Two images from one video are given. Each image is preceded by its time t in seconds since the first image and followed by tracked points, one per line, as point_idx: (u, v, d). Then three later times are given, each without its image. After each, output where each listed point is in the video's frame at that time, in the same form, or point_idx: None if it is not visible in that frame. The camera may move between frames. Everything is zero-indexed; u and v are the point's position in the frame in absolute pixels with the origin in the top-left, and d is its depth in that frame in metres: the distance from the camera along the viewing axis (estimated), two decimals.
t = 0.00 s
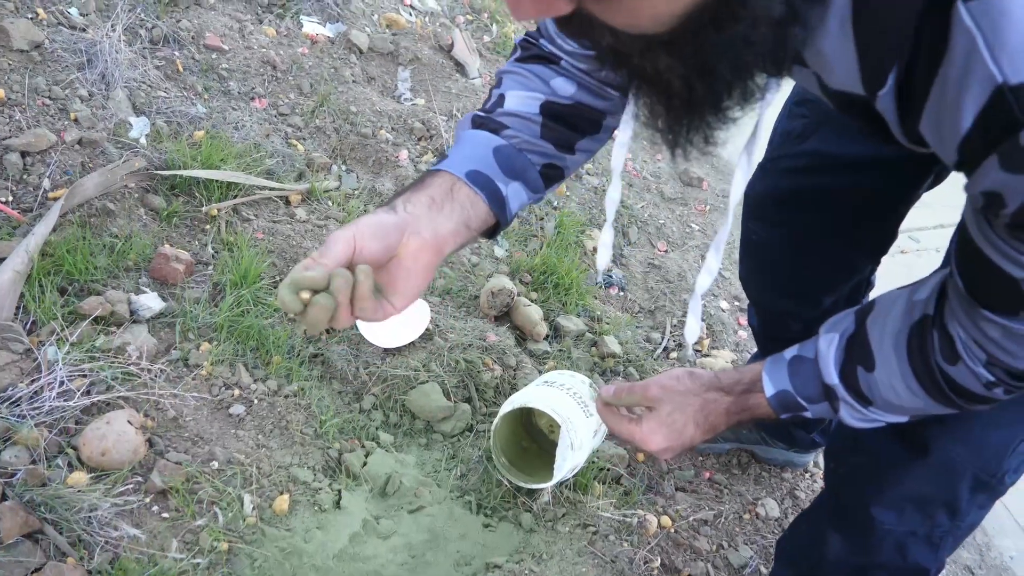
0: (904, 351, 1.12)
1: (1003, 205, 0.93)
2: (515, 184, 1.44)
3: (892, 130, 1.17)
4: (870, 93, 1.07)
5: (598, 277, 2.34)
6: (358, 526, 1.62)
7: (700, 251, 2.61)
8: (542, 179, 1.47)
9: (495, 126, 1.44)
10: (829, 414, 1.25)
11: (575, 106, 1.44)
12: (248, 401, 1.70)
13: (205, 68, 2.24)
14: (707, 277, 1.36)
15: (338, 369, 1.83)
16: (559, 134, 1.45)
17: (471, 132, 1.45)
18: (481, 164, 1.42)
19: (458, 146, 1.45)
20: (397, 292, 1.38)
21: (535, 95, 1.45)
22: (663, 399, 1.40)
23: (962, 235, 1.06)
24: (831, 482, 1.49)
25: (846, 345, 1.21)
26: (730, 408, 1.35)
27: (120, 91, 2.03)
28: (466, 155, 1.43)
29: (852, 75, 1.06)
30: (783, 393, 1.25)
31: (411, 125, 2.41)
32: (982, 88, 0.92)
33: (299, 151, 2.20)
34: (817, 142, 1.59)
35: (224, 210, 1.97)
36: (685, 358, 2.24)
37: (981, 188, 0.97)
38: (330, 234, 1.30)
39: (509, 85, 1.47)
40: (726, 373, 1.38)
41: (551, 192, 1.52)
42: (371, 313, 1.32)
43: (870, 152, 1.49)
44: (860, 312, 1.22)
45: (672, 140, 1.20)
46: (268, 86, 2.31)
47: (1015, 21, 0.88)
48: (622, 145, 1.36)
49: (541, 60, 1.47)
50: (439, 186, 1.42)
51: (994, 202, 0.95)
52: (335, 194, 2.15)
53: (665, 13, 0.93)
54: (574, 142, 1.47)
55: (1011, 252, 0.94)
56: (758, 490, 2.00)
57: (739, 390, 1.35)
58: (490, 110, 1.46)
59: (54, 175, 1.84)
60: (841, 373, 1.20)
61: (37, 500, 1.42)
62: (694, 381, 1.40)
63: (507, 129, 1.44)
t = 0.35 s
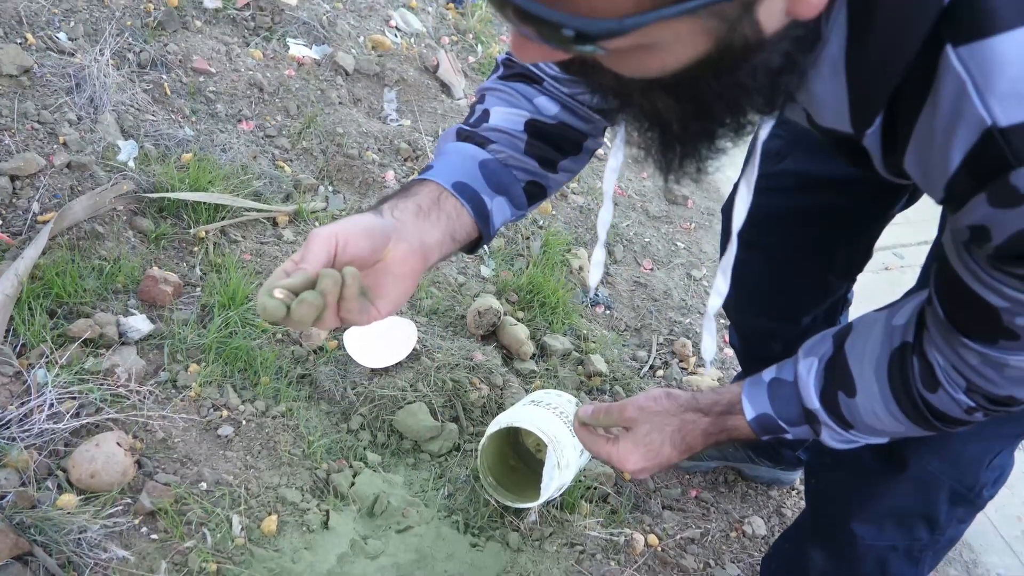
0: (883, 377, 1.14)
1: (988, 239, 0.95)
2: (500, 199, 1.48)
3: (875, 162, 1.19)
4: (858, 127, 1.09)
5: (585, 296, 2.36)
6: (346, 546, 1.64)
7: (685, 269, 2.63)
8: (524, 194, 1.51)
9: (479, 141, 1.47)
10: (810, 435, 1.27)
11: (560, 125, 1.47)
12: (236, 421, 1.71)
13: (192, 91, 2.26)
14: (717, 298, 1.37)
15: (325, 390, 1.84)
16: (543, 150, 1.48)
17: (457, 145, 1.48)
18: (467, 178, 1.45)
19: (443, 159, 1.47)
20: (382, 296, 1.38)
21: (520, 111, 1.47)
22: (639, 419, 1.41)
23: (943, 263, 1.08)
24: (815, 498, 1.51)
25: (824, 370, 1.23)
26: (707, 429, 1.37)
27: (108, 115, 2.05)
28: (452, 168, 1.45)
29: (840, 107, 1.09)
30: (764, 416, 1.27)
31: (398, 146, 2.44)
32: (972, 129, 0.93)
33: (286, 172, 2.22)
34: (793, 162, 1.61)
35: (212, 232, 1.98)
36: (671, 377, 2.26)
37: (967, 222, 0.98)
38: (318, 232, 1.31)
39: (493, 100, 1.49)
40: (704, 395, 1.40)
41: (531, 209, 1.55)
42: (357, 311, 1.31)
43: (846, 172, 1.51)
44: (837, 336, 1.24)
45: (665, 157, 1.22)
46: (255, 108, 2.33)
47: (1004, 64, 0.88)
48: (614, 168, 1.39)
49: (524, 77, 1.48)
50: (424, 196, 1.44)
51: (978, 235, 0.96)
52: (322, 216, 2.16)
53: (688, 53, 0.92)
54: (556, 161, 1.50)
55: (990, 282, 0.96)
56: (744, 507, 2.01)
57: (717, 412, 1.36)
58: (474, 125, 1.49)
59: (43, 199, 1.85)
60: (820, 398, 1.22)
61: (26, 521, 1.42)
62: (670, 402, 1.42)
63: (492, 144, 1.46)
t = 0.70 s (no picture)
0: (891, 393, 1.14)
1: (999, 252, 0.94)
2: (500, 212, 1.47)
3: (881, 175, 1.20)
4: (867, 142, 1.10)
5: (580, 304, 2.37)
6: (343, 553, 1.64)
7: (680, 278, 2.64)
8: (525, 208, 1.50)
9: (481, 152, 1.47)
10: (815, 450, 1.28)
11: (559, 137, 1.47)
12: (232, 429, 1.71)
13: (188, 100, 2.27)
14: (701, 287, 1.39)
15: (321, 399, 1.84)
16: (544, 164, 1.48)
17: (459, 155, 1.48)
18: (468, 188, 1.45)
19: (445, 169, 1.47)
20: (375, 307, 1.39)
21: (521, 123, 1.47)
22: (642, 432, 1.42)
23: (948, 278, 1.09)
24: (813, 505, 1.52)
25: (829, 386, 1.23)
26: (710, 443, 1.38)
27: (105, 123, 2.05)
28: (455, 179, 1.46)
29: (850, 123, 1.09)
30: (769, 432, 1.28)
31: (393, 155, 2.45)
32: (987, 145, 0.93)
33: (282, 181, 2.23)
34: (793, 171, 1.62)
35: (208, 241, 1.98)
36: (667, 386, 2.27)
37: (978, 238, 0.98)
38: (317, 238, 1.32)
39: (496, 111, 1.49)
40: (706, 409, 1.41)
41: (531, 223, 1.55)
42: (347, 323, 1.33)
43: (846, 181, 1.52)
44: (841, 351, 1.25)
45: (661, 171, 1.23)
46: (251, 117, 2.33)
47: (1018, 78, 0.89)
48: (615, 173, 1.41)
49: (525, 90, 1.49)
50: (426, 204, 1.44)
51: (989, 249, 0.96)
52: (318, 225, 2.17)
53: (696, 72, 0.94)
54: (557, 175, 1.50)
55: (1000, 297, 0.96)
56: (740, 517, 2.02)
57: (721, 427, 1.37)
58: (477, 135, 1.49)
59: (40, 207, 1.86)
60: (825, 414, 1.22)
61: (23, 528, 1.42)
62: (672, 416, 1.43)
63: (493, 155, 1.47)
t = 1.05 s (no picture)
0: (891, 403, 1.14)
1: (1000, 266, 0.95)
2: (506, 236, 1.51)
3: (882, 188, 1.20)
4: (871, 159, 1.10)
5: (577, 306, 2.37)
6: (339, 556, 1.64)
7: (678, 281, 2.64)
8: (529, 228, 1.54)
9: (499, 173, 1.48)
10: (815, 457, 1.28)
11: (573, 161, 1.48)
12: (229, 432, 1.71)
13: (186, 102, 2.27)
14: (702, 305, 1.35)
15: (318, 401, 1.84)
16: (556, 191, 1.51)
17: (479, 171, 1.48)
18: (486, 211, 1.47)
19: (464, 185, 1.48)
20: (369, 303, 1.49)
21: (537, 146, 1.48)
22: (640, 438, 1.44)
23: (949, 288, 1.09)
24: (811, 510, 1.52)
25: (829, 394, 1.24)
26: (709, 450, 1.38)
27: (103, 125, 2.05)
28: (472, 199, 1.46)
29: (852, 141, 1.09)
30: (769, 440, 1.28)
31: (390, 157, 2.45)
32: (988, 163, 0.94)
33: (279, 184, 2.23)
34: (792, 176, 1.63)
35: (206, 243, 1.98)
36: (663, 388, 2.27)
37: (979, 252, 0.99)
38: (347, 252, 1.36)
39: (513, 129, 1.50)
40: (705, 416, 1.41)
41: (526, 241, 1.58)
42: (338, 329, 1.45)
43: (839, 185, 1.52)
44: (841, 359, 1.25)
45: (664, 188, 1.23)
46: (249, 119, 2.34)
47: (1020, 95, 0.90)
48: (614, 194, 1.40)
49: (537, 109, 1.49)
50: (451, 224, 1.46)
51: (991, 263, 0.97)
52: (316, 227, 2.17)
53: (702, 95, 0.94)
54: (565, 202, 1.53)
55: (1001, 308, 0.97)
56: (736, 519, 2.02)
57: (721, 433, 1.36)
58: (495, 155, 1.49)
59: (38, 209, 1.86)
60: (826, 422, 1.22)
61: (20, 530, 1.43)
62: (671, 422, 1.44)
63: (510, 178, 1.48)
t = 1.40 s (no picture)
0: (891, 418, 1.14)
1: (1000, 284, 0.95)
2: (511, 245, 1.51)
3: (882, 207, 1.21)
4: (870, 179, 1.10)
5: (576, 313, 2.37)
6: (336, 565, 1.64)
7: (677, 287, 2.64)
8: (534, 240, 1.54)
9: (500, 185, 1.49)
10: (814, 470, 1.28)
11: (576, 173, 1.49)
12: (227, 440, 1.71)
13: (186, 108, 2.26)
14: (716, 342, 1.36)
15: (316, 409, 1.84)
16: (558, 201, 1.51)
17: (478, 184, 1.50)
18: (488, 222, 1.48)
19: (464, 198, 1.49)
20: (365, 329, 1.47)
21: (538, 157, 1.50)
22: (638, 449, 1.43)
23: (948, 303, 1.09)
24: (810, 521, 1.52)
25: (828, 406, 1.23)
26: (707, 460, 1.37)
27: (102, 132, 2.05)
28: (473, 209, 1.48)
29: (851, 161, 1.10)
30: (768, 451, 1.28)
31: (389, 163, 2.45)
32: (988, 185, 0.94)
33: (278, 191, 2.23)
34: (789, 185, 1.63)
35: (204, 250, 1.98)
36: (662, 396, 2.27)
37: (979, 270, 0.99)
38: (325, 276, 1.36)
39: (515, 141, 1.51)
40: (703, 426, 1.41)
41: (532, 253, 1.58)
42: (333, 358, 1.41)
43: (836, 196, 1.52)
44: (839, 372, 1.25)
45: (663, 209, 1.23)
46: (248, 125, 2.33)
47: (1020, 118, 0.90)
48: (623, 217, 1.42)
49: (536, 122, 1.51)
50: (449, 235, 1.47)
51: (991, 281, 0.97)
52: (315, 233, 2.17)
53: (702, 123, 0.97)
54: (569, 211, 1.53)
55: (1000, 325, 0.97)
56: (735, 527, 2.02)
57: (719, 444, 1.37)
58: (496, 167, 1.51)
59: (36, 216, 1.85)
60: (825, 435, 1.22)
61: (16, 540, 1.42)
62: (670, 432, 1.44)
63: (511, 189, 1.49)
